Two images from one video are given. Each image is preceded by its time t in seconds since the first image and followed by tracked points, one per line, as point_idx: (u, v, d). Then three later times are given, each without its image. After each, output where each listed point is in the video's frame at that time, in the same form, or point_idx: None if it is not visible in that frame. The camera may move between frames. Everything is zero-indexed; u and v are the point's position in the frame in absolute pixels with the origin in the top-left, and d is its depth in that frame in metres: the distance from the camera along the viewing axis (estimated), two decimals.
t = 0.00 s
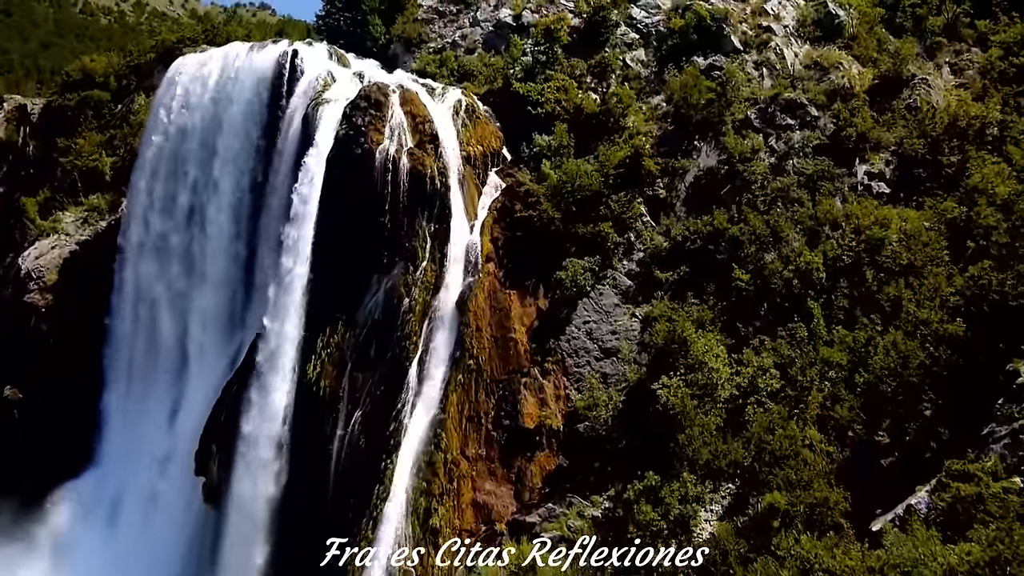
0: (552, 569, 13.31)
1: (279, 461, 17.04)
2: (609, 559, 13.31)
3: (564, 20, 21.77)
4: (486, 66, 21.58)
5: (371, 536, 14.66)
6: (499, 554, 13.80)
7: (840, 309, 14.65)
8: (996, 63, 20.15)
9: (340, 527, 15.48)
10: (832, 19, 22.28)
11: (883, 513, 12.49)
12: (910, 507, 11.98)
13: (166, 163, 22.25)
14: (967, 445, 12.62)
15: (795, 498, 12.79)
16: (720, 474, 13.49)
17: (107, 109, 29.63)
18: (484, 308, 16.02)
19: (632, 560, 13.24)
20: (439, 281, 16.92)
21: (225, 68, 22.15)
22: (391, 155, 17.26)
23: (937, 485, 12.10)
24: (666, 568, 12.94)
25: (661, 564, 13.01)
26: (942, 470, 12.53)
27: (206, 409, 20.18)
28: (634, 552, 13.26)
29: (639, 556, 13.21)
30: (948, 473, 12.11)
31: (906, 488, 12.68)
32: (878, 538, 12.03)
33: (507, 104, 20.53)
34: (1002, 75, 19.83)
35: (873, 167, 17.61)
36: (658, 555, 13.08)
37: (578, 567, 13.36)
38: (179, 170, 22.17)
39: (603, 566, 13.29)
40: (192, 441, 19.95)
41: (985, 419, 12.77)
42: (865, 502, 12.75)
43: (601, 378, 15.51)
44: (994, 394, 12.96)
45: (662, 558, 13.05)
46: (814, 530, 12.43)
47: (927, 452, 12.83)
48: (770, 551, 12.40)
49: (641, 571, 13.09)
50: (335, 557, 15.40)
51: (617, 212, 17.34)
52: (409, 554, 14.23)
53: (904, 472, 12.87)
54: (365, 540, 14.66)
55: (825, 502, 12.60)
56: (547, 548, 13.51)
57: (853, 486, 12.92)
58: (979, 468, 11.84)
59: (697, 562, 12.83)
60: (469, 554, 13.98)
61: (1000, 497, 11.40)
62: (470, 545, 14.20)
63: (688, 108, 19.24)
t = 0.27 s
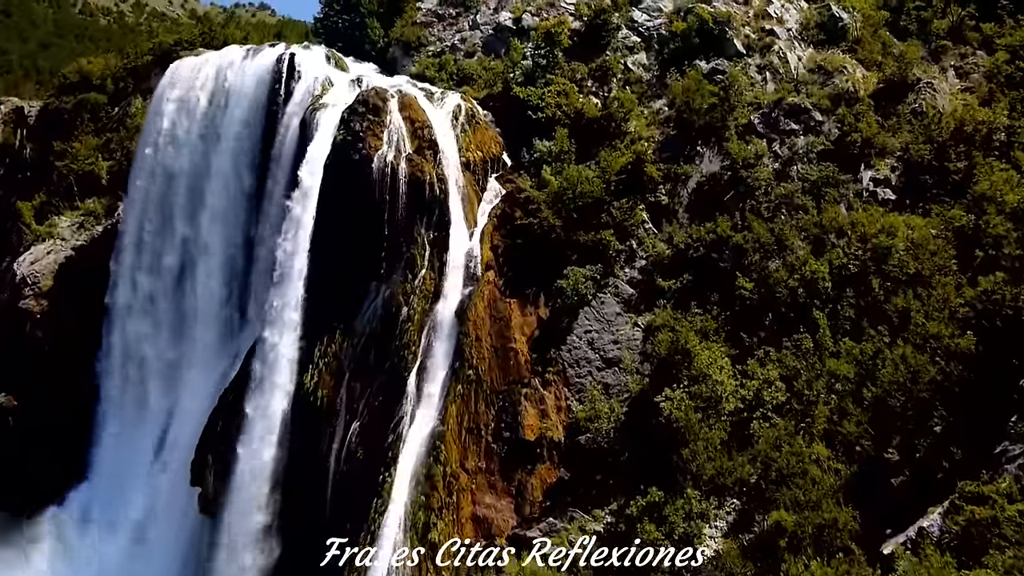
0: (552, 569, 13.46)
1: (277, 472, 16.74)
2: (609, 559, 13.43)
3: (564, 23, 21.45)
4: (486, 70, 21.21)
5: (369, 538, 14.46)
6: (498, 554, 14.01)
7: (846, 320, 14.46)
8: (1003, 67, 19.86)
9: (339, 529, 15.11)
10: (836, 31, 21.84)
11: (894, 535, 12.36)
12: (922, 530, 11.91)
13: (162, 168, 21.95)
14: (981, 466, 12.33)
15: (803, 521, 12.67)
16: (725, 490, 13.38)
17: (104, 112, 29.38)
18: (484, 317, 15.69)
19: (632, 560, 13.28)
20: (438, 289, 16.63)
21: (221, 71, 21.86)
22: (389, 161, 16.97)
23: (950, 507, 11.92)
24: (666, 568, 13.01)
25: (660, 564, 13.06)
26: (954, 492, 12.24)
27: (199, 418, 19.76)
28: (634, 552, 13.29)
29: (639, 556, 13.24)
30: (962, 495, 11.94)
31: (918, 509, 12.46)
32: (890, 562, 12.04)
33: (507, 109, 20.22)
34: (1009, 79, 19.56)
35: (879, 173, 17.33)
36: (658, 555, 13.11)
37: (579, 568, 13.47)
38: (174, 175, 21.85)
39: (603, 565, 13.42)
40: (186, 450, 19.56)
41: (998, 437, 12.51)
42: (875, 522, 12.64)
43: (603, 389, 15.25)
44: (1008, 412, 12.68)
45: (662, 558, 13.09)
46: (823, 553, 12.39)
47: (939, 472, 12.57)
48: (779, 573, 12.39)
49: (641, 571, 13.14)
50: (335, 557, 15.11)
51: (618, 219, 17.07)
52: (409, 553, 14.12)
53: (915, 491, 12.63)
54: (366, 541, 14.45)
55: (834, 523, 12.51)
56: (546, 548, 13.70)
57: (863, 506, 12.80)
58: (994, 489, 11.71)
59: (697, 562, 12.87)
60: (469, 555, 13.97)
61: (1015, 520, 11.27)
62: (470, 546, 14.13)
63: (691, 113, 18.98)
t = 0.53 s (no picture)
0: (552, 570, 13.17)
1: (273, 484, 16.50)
2: (609, 559, 13.19)
3: (566, 28, 21.16)
4: (486, 75, 21.01)
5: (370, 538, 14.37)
6: (498, 555, 13.77)
7: (854, 332, 14.22)
8: (1011, 72, 19.44)
9: (339, 527, 14.94)
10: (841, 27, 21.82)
11: (907, 561, 12.10)
12: (938, 559, 11.61)
13: (159, 174, 21.67)
14: (998, 491, 11.98)
15: (814, 546, 12.33)
16: (730, 510, 13.09)
17: (100, 116, 29.05)
18: (484, 330, 15.41)
19: (631, 561, 13.14)
20: (437, 300, 16.43)
21: (218, 75, 21.51)
22: (388, 168, 16.70)
23: (967, 536, 11.55)
24: (666, 568, 12.82)
25: (660, 563, 12.89)
26: (970, 519, 11.96)
27: (198, 428, 19.67)
28: (634, 552, 13.15)
29: (639, 556, 13.08)
30: (979, 523, 11.52)
31: (931, 534, 12.21)
32: None
33: (507, 116, 20.00)
34: (1017, 84, 19.19)
35: (885, 181, 17.16)
36: (658, 555, 12.94)
37: (579, 568, 13.14)
38: (172, 182, 21.61)
39: (603, 565, 13.15)
40: (184, 461, 19.40)
41: (1015, 459, 12.11)
42: (887, 545, 12.38)
43: (606, 404, 14.96)
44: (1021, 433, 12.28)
45: (662, 559, 12.92)
46: None
47: (954, 497, 12.29)
48: None
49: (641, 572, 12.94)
50: (335, 556, 14.90)
51: (621, 229, 16.73)
52: (409, 553, 14.01)
53: (929, 516, 12.37)
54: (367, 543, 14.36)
55: (843, 550, 12.21)
56: (547, 548, 13.43)
57: (875, 528, 12.54)
58: (1012, 518, 11.24)
59: (697, 562, 12.70)
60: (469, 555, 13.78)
61: None
62: (471, 547, 13.90)
63: (694, 120, 18.68)
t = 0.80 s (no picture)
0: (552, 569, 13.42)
1: (269, 497, 16.19)
2: (609, 559, 13.36)
3: (567, 33, 20.92)
4: (485, 81, 20.61)
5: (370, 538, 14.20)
6: (498, 555, 13.65)
7: (861, 346, 13.97)
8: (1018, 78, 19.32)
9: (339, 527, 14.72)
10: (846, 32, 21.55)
11: None
12: None
13: (154, 179, 21.44)
14: (1015, 520, 11.57)
15: (823, 575, 12.22)
16: (736, 530, 12.96)
17: (97, 120, 28.54)
18: (484, 342, 15.10)
19: (631, 560, 13.27)
20: (436, 311, 16.13)
21: (214, 79, 21.28)
22: (386, 176, 16.43)
23: (984, 565, 11.35)
24: (666, 568, 12.97)
25: (660, 563, 13.05)
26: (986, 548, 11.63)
27: (193, 438, 19.39)
28: (634, 552, 13.31)
29: (639, 556, 13.25)
30: (995, 551, 11.29)
31: (944, 561, 11.95)
32: None
33: (507, 122, 19.75)
34: None
35: (892, 190, 16.92)
36: (657, 555, 13.11)
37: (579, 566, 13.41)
38: (167, 187, 21.39)
39: (603, 565, 13.33)
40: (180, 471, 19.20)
41: None
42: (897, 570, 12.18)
43: (608, 417, 14.68)
44: None
45: (662, 558, 13.07)
46: None
47: (969, 524, 11.93)
48: None
49: (641, 571, 13.12)
50: (335, 557, 14.67)
51: (623, 238, 16.49)
52: (409, 553, 13.88)
53: (942, 540, 12.09)
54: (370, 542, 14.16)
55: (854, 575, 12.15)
56: (547, 547, 13.62)
57: (885, 552, 12.33)
58: None
59: (697, 562, 12.82)
60: (469, 555, 13.53)
61: None
62: (471, 546, 13.67)
63: (697, 127, 18.39)
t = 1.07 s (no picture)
0: (552, 568, 13.47)
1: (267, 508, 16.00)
2: (609, 560, 13.34)
3: (568, 38, 20.62)
4: (485, 85, 20.37)
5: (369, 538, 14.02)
6: (498, 555, 13.62)
7: (867, 358, 13.77)
8: None
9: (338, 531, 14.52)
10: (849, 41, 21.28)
11: None
12: None
13: (150, 184, 21.21)
14: None
15: None
16: (740, 549, 12.66)
17: (94, 124, 28.43)
18: (484, 353, 14.85)
19: (632, 560, 13.28)
20: (435, 321, 15.91)
21: (213, 85, 21.21)
22: (385, 184, 16.15)
23: None
24: (667, 568, 12.99)
25: (660, 563, 13.09)
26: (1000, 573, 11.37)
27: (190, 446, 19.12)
28: (633, 551, 13.34)
29: (639, 555, 13.28)
30: None
31: None
32: None
33: (507, 128, 19.39)
34: None
35: (897, 198, 16.69)
36: (657, 555, 13.14)
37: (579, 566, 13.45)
38: (164, 191, 21.18)
39: (603, 566, 13.32)
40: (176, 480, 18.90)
41: None
42: None
43: (609, 430, 14.45)
44: None
45: (663, 559, 13.10)
46: None
47: (981, 548, 11.69)
48: None
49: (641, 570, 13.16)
50: (335, 557, 14.51)
51: (624, 246, 16.30)
52: (410, 553, 13.77)
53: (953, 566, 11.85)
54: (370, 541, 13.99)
55: None
56: (547, 547, 13.62)
57: None
58: None
59: (697, 562, 12.81)
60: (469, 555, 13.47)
61: None
62: (471, 546, 13.61)
63: (700, 133, 18.15)
